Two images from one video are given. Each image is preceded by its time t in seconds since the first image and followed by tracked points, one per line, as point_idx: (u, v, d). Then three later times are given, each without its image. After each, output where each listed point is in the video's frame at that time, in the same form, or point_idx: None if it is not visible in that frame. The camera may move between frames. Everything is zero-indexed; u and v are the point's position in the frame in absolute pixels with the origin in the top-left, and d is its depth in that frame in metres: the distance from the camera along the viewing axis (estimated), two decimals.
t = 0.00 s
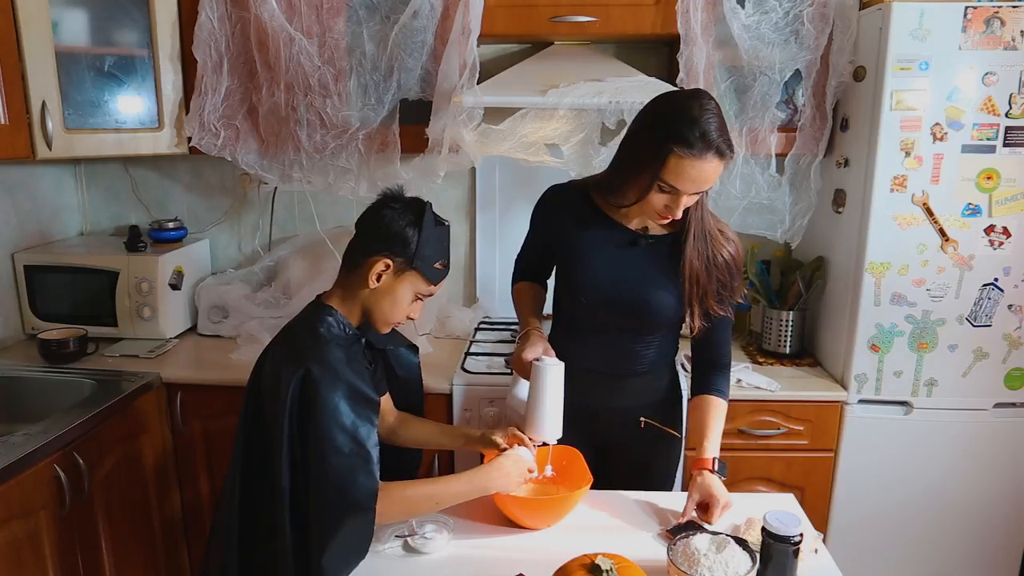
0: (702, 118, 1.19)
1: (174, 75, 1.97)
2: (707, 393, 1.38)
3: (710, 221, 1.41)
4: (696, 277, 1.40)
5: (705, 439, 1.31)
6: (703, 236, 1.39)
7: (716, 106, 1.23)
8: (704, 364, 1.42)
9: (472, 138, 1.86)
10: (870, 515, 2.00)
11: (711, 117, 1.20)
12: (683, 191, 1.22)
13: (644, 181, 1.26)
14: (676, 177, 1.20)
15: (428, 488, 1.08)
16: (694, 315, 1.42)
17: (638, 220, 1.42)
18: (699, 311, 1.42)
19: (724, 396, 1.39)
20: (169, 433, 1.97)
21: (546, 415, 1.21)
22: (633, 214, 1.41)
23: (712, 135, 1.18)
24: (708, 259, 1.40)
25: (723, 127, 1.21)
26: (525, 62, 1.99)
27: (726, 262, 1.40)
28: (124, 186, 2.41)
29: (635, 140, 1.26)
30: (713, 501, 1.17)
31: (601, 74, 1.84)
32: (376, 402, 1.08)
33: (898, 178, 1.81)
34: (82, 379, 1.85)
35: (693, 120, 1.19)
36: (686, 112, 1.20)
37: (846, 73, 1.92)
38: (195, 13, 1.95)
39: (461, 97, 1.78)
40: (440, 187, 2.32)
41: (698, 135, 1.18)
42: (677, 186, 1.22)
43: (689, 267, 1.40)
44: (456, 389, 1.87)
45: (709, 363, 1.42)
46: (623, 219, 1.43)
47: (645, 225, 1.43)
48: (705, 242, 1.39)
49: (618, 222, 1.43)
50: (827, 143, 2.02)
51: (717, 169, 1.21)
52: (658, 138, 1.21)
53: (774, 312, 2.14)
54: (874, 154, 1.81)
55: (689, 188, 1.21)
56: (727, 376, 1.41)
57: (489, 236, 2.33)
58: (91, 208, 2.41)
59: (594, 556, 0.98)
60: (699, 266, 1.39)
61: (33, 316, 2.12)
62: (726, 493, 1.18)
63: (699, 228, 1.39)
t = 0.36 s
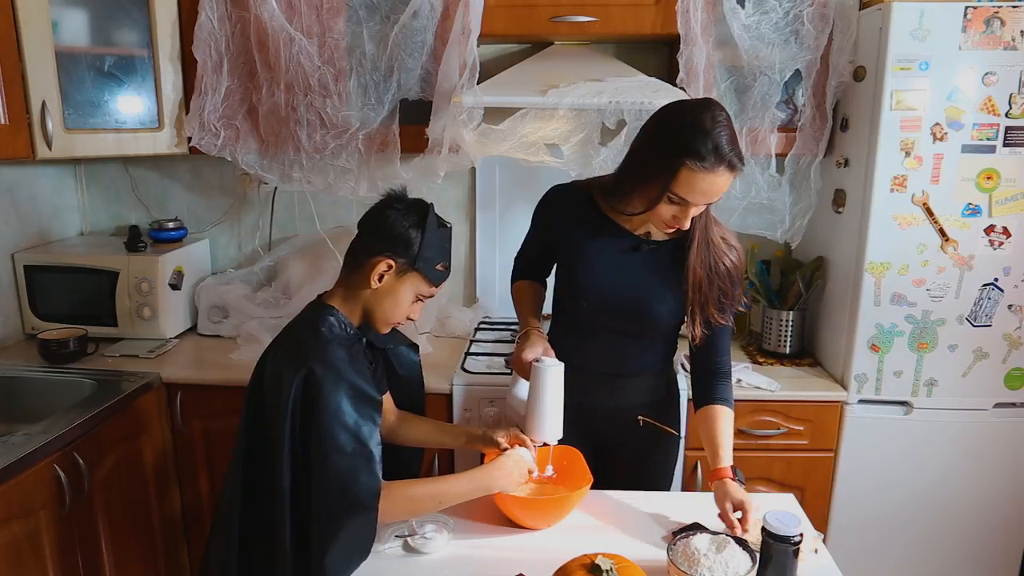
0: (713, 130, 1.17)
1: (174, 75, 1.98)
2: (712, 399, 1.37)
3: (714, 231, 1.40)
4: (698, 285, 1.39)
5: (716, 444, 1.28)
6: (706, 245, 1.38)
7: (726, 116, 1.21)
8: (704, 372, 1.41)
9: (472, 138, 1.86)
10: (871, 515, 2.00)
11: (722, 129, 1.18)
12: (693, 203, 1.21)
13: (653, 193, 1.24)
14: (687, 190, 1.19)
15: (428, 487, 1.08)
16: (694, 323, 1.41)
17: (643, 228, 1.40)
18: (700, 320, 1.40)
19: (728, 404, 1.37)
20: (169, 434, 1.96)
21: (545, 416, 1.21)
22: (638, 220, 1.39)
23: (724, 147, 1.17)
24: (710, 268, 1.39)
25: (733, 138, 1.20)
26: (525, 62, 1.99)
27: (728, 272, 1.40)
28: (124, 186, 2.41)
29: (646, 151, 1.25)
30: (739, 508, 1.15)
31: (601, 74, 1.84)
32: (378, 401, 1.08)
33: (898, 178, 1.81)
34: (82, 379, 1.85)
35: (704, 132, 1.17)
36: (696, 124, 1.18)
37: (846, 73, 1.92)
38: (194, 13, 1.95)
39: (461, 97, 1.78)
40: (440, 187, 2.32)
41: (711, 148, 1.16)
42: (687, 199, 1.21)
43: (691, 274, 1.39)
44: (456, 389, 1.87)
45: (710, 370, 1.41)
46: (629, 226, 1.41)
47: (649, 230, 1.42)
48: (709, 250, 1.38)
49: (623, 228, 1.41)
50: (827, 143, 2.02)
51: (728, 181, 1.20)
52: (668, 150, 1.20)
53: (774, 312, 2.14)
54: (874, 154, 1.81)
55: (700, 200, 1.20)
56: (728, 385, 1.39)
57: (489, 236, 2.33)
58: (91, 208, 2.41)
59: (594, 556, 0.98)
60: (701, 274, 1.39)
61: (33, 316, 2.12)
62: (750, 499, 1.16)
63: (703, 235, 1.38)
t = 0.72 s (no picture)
0: (732, 159, 1.15)
1: (174, 75, 1.98)
2: (706, 393, 1.42)
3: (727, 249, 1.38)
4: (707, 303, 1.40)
5: (705, 437, 1.35)
6: (719, 264, 1.38)
7: (742, 139, 1.19)
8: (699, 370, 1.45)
9: (472, 138, 1.86)
10: (871, 515, 2.00)
11: (742, 157, 1.16)
12: (710, 232, 1.21)
13: (669, 220, 1.22)
14: (705, 221, 1.18)
15: (430, 486, 1.08)
16: (702, 338, 1.43)
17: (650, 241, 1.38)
18: (707, 335, 1.43)
19: (721, 396, 1.43)
20: (169, 433, 1.97)
21: (546, 415, 1.21)
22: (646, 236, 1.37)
23: (744, 177, 1.15)
24: (720, 286, 1.39)
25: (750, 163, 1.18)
26: (525, 62, 1.99)
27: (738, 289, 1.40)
28: (124, 186, 2.41)
29: (662, 175, 1.22)
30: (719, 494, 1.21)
31: (601, 74, 1.84)
32: (379, 401, 1.08)
33: (898, 178, 1.81)
34: (82, 379, 1.85)
35: (724, 161, 1.15)
36: (716, 152, 1.16)
37: (846, 73, 1.92)
38: (194, 13, 1.95)
39: (461, 97, 1.78)
40: (440, 187, 2.32)
41: (731, 180, 1.14)
42: (704, 229, 1.20)
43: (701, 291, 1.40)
44: (456, 390, 1.87)
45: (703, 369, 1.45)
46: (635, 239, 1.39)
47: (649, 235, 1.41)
48: (720, 269, 1.38)
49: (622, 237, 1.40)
50: (826, 143, 2.02)
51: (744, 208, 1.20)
52: (687, 178, 1.17)
53: (774, 312, 2.14)
54: (874, 154, 1.81)
55: (717, 230, 1.20)
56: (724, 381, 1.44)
57: (489, 236, 2.33)
58: (91, 208, 2.41)
59: (594, 556, 0.98)
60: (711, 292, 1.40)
61: (33, 316, 2.12)
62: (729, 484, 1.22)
63: (715, 254, 1.37)
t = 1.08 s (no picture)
0: (744, 178, 1.15)
1: (174, 75, 1.98)
2: (700, 394, 1.44)
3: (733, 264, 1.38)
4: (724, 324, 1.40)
5: (693, 438, 1.37)
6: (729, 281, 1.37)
7: (753, 157, 1.19)
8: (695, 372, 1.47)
9: (472, 138, 1.86)
10: (870, 516, 2.00)
11: (755, 176, 1.16)
12: (720, 250, 1.21)
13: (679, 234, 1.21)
14: (717, 239, 1.18)
15: (431, 487, 1.08)
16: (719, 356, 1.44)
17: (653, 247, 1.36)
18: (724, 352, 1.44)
19: (715, 397, 1.45)
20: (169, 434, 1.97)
21: (550, 415, 1.21)
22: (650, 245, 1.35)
23: (756, 197, 1.15)
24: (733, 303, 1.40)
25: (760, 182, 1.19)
26: (525, 62, 1.99)
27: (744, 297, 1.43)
28: (124, 186, 2.41)
29: (673, 191, 1.21)
30: (697, 487, 1.23)
31: (601, 74, 1.84)
32: (381, 402, 1.08)
33: (898, 178, 1.81)
34: (82, 379, 1.85)
35: (738, 181, 1.15)
36: (728, 170, 1.15)
37: (846, 73, 1.92)
38: (194, 12, 1.95)
39: (461, 97, 1.77)
40: (440, 187, 2.32)
41: (745, 200, 1.14)
42: (714, 246, 1.20)
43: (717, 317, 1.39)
44: (456, 390, 1.87)
45: (698, 369, 1.47)
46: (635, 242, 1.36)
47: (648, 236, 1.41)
48: (730, 286, 1.37)
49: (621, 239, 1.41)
50: (826, 143, 2.02)
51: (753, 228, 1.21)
52: (699, 195, 1.17)
53: (774, 312, 2.14)
54: (874, 154, 1.81)
55: (728, 248, 1.20)
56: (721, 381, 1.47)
57: (489, 236, 2.33)
58: (91, 208, 2.41)
59: (594, 556, 0.98)
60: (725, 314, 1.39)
61: (33, 316, 2.12)
62: (708, 479, 1.24)
63: (727, 270, 1.35)
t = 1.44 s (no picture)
0: (733, 166, 1.15)
1: (174, 75, 1.98)
2: (702, 394, 1.43)
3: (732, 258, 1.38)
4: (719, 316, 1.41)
5: (694, 437, 1.37)
6: (726, 273, 1.38)
7: (743, 146, 1.19)
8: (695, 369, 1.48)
9: (472, 138, 1.86)
10: (871, 516, 2.00)
11: (742, 165, 1.16)
12: (707, 238, 1.21)
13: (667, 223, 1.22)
14: (703, 226, 1.18)
15: (433, 487, 1.08)
16: (715, 350, 1.44)
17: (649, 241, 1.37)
18: (721, 346, 1.44)
19: (717, 396, 1.45)
20: (169, 434, 1.96)
21: (550, 413, 1.21)
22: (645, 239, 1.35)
23: (743, 186, 1.15)
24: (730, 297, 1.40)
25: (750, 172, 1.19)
26: (525, 62, 1.99)
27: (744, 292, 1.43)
28: (124, 186, 2.41)
29: (662, 177, 1.22)
30: (695, 487, 1.22)
31: (601, 74, 1.84)
32: (382, 402, 1.08)
33: (898, 178, 1.81)
34: (82, 379, 1.85)
35: (724, 168, 1.15)
36: (716, 157, 1.16)
37: (846, 73, 1.92)
38: (194, 12, 1.95)
39: (461, 97, 1.77)
40: (440, 187, 2.32)
41: (730, 188, 1.15)
42: (699, 233, 1.20)
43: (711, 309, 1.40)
44: (456, 390, 1.87)
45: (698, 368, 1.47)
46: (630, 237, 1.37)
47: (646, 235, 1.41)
48: (727, 279, 1.38)
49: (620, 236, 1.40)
50: (827, 143, 2.02)
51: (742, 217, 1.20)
52: (685, 183, 1.17)
53: (774, 312, 2.14)
54: (874, 154, 1.81)
55: (715, 236, 1.20)
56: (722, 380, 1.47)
57: (489, 236, 2.33)
58: (91, 208, 2.41)
59: (594, 556, 0.98)
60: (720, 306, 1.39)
61: (33, 316, 2.12)
62: (706, 478, 1.23)
63: (722, 263, 1.36)
